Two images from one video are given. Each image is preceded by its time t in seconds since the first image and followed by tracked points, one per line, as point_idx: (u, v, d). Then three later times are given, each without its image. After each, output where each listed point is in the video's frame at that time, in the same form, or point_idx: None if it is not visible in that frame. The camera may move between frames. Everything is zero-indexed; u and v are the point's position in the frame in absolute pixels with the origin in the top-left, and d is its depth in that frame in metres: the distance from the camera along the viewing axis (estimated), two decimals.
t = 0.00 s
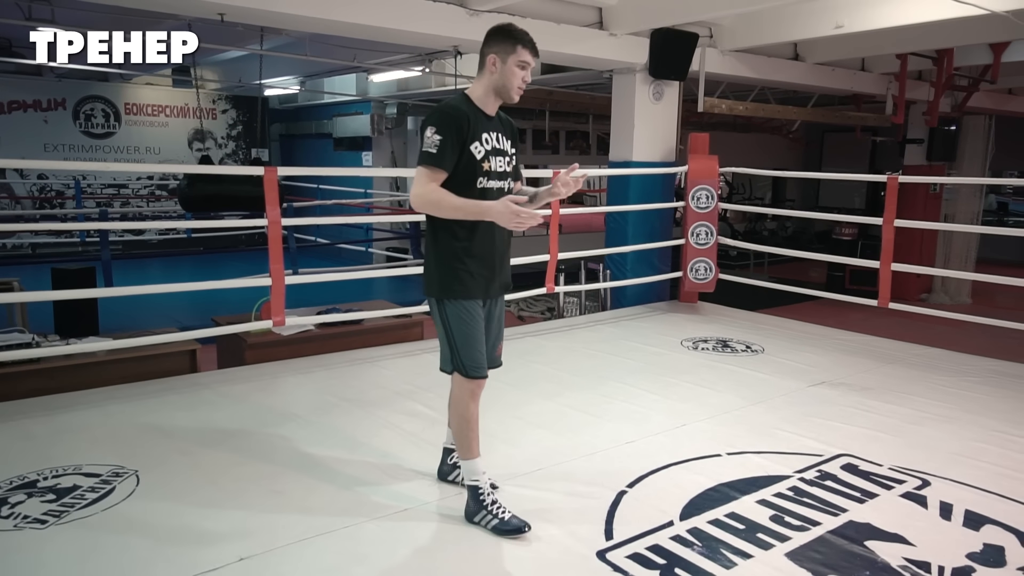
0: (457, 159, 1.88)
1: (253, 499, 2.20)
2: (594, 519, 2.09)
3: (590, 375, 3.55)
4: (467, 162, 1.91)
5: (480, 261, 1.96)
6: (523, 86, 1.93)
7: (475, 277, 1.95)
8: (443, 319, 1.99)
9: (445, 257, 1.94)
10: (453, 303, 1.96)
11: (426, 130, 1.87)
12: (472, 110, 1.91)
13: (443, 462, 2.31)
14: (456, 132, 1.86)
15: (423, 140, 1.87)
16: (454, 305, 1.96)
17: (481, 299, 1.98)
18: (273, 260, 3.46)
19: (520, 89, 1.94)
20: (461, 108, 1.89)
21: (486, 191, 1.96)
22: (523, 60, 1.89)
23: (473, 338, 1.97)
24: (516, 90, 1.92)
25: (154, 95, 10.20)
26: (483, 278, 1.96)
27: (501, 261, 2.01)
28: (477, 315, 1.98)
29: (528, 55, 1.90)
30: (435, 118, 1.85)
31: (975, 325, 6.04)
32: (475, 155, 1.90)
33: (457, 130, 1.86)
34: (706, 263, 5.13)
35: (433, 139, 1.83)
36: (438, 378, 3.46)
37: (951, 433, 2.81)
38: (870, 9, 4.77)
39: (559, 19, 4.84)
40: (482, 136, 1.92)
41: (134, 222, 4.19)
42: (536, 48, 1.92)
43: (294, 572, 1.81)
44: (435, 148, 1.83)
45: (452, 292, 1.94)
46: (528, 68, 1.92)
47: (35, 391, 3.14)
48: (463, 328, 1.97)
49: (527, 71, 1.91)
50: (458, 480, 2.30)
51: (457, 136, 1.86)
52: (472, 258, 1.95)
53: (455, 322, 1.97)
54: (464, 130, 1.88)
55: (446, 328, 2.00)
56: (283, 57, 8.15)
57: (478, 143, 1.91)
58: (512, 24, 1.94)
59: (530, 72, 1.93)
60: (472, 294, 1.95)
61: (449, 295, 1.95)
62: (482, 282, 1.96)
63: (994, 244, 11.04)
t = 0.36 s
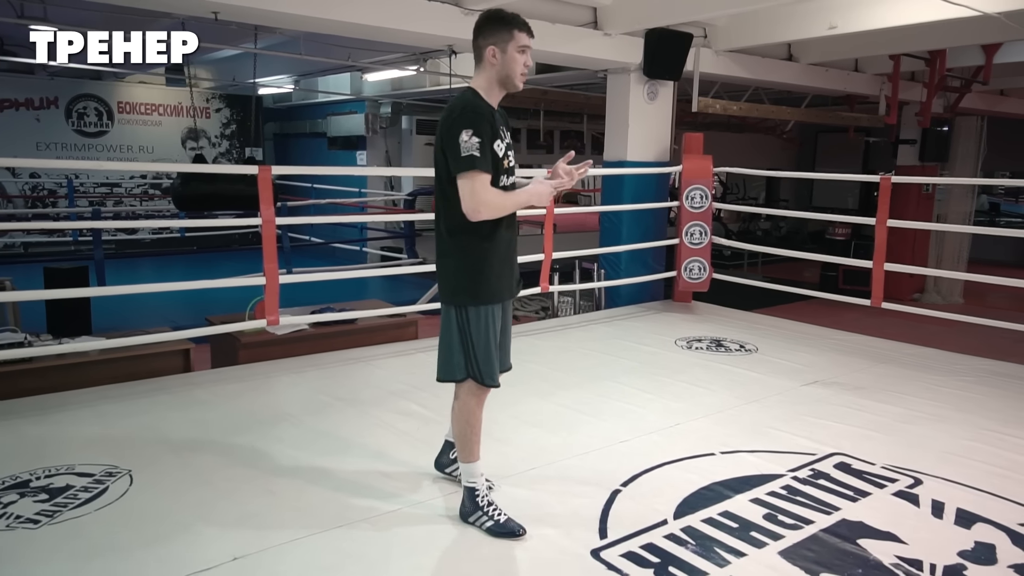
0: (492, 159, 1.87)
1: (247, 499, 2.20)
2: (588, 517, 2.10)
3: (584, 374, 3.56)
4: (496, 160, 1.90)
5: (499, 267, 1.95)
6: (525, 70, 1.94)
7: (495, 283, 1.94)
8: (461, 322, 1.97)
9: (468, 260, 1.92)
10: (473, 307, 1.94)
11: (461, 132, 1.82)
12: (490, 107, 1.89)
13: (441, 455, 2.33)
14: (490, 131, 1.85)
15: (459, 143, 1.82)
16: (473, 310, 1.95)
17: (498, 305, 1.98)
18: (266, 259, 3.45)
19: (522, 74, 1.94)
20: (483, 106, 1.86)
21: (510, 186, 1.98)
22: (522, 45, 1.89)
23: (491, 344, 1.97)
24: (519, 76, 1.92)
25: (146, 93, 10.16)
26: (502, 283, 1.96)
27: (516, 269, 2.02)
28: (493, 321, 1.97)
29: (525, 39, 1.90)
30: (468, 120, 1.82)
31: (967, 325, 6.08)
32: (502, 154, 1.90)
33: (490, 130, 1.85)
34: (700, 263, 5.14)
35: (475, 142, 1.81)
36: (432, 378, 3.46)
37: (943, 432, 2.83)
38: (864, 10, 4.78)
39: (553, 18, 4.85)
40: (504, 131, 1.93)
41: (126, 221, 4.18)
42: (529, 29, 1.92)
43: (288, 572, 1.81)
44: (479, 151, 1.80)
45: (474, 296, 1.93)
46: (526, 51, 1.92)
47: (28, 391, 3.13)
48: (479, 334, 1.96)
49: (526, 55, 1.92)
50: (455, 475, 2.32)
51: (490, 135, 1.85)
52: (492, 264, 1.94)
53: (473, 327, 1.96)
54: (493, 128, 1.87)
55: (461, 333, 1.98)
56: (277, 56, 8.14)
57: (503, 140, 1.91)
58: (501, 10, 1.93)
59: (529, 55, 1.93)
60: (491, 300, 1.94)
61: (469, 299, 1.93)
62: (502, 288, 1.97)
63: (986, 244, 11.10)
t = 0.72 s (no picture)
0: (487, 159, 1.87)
1: (240, 496, 2.20)
2: (582, 513, 2.11)
3: (578, 370, 3.56)
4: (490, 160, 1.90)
5: (493, 269, 1.95)
6: (529, 67, 1.94)
7: (489, 285, 1.94)
8: (453, 323, 1.95)
9: (464, 261, 1.92)
10: (467, 309, 1.93)
11: (457, 131, 1.81)
12: (490, 106, 1.89)
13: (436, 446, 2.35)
14: (487, 132, 1.84)
15: (455, 141, 1.81)
16: (465, 312, 1.93)
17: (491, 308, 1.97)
18: (259, 255, 3.45)
19: (527, 71, 1.94)
20: (483, 103, 1.86)
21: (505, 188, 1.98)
22: (527, 41, 1.89)
23: (483, 347, 1.96)
24: (525, 73, 1.92)
25: (138, 89, 10.10)
26: (497, 286, 1.96)
27: (510, 273, 2.01)
28: (485, 323, 1.96)
29: (531, 36, 1.91)
30: (466, 118, 1.81)
31: (958, 321, 6.11)
32: (498, 154, 1.90)
33: (488, 130, 1.84)
34: (693, 260, 5.15)
35: (471, 141, 1.80)
36: (425, 374, 3.46)
37: (933, 428, 2.85)
38: (857, 7, 4.80)
39: (547, 15, 4.85)
40: (501, 132, 1.93)
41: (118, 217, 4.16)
42: (535, 26, 1.92)
43: (281, 568, 1.81)
44: (475, 151, 1.79)
45: (467, 297, 1.92)
46: (531, 47, 1.92)
47: (18, 387, 3.11)
48: (471, 335, 1.95)
49: (531, 51, 1.92)
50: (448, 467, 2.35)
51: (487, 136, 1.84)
52: (486, 266, 1.93)
53: (466, 329, 1.95)
54: (491, 127, 1.86)
55: (454, 334, 1.97)
56: (270, 52, 8.11)
57: (498, 140, 1.91)
58: (505, 5, 1.93)
59: (533, 52, 1.94)
60: (485, 302, 1.93)
61: (462, 300, 1.92)
62: (496, 292, 1.96)
63: (977, 241, 11.17)
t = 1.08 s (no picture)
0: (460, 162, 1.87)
1: (234, 500, 2.19)
2: (576, 517, 2.10)
3: (572, 374, 3.56)
4: (468, 163, 1.90)
5: (482, 271, 1.95)
6: (509, 69, 1.93)
7: (477, 286, 1.94)
8: (442, 326, 1.96)
9: (451, 263, 1.93)
10: (453, 310, 1.94)
11: (425, 136, 1.84)
12: (469, 109, 1.91)
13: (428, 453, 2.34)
14: (457, 135, 1.85)
15: (422, 146, 1.84)
16: (453, 313, 1.94)
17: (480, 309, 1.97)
18: (253, 259, 3.43)
19: (506, 73, 1.93)
20: (456, 107, 1.87)
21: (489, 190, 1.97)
22: (505, 43, 1.89)
23: (471, 348, 1.96)
24: (504, 76, 1.91)
25: (130, 92, 10.06)
26: (486, 287, 1.95)
27: (501, 274, 2.01)
28: (474, 324, 1.96)
29: (508, 37, 1.90)
30: (433, 123, 1.83)
31: (950, 323, 6.14)
32: (477, 156, 1.90)
33: (458, 134, 1.85)
34: (687, 263, 5.15)
35: (436, 146, 1.81)
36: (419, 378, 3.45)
37: (926, 430, 2.86)
38: (848, 11, 4.82)
39: (540, 18, 4.85)
40: (482, 134, 1.92)
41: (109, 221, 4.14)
42: (512, 28, 1.92)
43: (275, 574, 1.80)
44: (439, 155, 1.81)
45: (454, 299, 1.93)
46: (510, 50, 1.91)
47: (9, 393, 3.09)
48: (459, 337, 1.95)
49: (510, 54, 1.91)
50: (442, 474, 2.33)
51: (459, 140, 1.85)
52: (474, 267, 1.93)
53: (454, 331, 1.95)
54: (464, 130, 1.87)
55: (442, 336, 1.97)
56: (263, 55, 8.10)
57: (477, 141, 1.91)
58: (484, 9, 1.93)
59: (513, 54, 1.93)
60: (473, 303, 1.94)
61: (449, 302, 1.93)
62: (484, 293, 1.96)
63: (968, 243, 11.23)
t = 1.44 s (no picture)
0: (456, 156, 1.88)
1: (237, 505, 2.18)
2: (579, 523, 2.10)
3: (574, 379, 3.56)
4: (465, 160, 1.91)
5: (482, 265, 1.96)
6: (494, 73, 1.95)
7: (479, 282, 1.95)
8: (444, 323, 1.97)
9: (451, 260, 1.93)
10: (457, 307, 1.95)
11: (422, 132, 1.85)
12: (463, 110, 1.92)
13: (427, 467, 2.29)
14: (453, 130, 1.86)
15: (419, 143, 1.85)
16: (456, 310, 1.95)
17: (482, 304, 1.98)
18: (256, 263, 3.43)
19: (492, 77, 1.95)
20: (450, 107, 1.88)
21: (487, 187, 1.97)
22: (488, 48, 1.90)
23: (474, 344, 1.98)
24: (490, 79, 1.93)
25: (133, 97, 10.10)
26: (487, 282, 1.97)
27: (500, 268, 2.02)
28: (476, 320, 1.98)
29: (491, 42, 1.92)
30: (428, 120, 1.85)
31: (953, 328, 6.13)
32: (474, 152, 1.91)
33: (454, 129, 1.86)
34: (689, 268, 5.17)
35: (432, 141, 1.83)
36: (421, 383, 3.44)
37: (930, 435, 2.85)
38: (850, 16, 4.84)
39: (542, 23, 4.86)
40: (477, 132, 1.93)
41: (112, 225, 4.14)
42: (494, 34, 1.94)
43: None
44: (435, 149, 1.82)
45: (455, 296, 1.94)
46: (493, 54, 1.93)
47: (12, 397, 3.09)
48: (463, 334, 1.97)
49: (494, 58, 1.92)
50: (442, 486, 2.28)
51: (455, 136, 1.86)
52: (475, 263, 1.94)
53: (457, 328, 1.97)
54: (460, 127, 1.88)
55: (444, 332, 1.98)
56: (266, 60, 8.12)
57: (473, 140, 1.92)
58: (464, 17, 1.95)
59: (496, 58, 1.94)
60: (475, 299, 1.95)
61: (452, 299, 1.94)
62: (485, 288, 1.97)
63: (971, 248, 11.23)
